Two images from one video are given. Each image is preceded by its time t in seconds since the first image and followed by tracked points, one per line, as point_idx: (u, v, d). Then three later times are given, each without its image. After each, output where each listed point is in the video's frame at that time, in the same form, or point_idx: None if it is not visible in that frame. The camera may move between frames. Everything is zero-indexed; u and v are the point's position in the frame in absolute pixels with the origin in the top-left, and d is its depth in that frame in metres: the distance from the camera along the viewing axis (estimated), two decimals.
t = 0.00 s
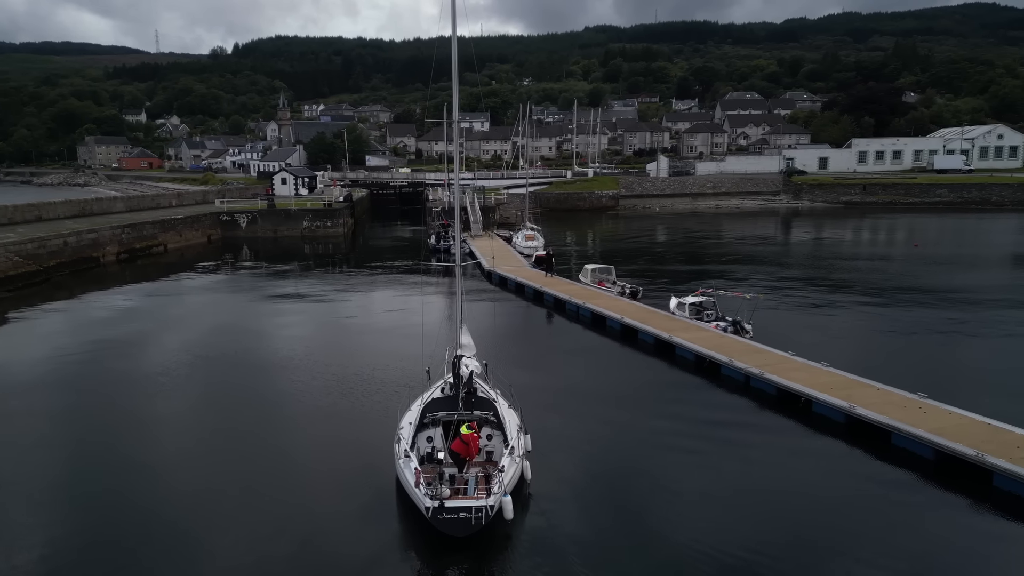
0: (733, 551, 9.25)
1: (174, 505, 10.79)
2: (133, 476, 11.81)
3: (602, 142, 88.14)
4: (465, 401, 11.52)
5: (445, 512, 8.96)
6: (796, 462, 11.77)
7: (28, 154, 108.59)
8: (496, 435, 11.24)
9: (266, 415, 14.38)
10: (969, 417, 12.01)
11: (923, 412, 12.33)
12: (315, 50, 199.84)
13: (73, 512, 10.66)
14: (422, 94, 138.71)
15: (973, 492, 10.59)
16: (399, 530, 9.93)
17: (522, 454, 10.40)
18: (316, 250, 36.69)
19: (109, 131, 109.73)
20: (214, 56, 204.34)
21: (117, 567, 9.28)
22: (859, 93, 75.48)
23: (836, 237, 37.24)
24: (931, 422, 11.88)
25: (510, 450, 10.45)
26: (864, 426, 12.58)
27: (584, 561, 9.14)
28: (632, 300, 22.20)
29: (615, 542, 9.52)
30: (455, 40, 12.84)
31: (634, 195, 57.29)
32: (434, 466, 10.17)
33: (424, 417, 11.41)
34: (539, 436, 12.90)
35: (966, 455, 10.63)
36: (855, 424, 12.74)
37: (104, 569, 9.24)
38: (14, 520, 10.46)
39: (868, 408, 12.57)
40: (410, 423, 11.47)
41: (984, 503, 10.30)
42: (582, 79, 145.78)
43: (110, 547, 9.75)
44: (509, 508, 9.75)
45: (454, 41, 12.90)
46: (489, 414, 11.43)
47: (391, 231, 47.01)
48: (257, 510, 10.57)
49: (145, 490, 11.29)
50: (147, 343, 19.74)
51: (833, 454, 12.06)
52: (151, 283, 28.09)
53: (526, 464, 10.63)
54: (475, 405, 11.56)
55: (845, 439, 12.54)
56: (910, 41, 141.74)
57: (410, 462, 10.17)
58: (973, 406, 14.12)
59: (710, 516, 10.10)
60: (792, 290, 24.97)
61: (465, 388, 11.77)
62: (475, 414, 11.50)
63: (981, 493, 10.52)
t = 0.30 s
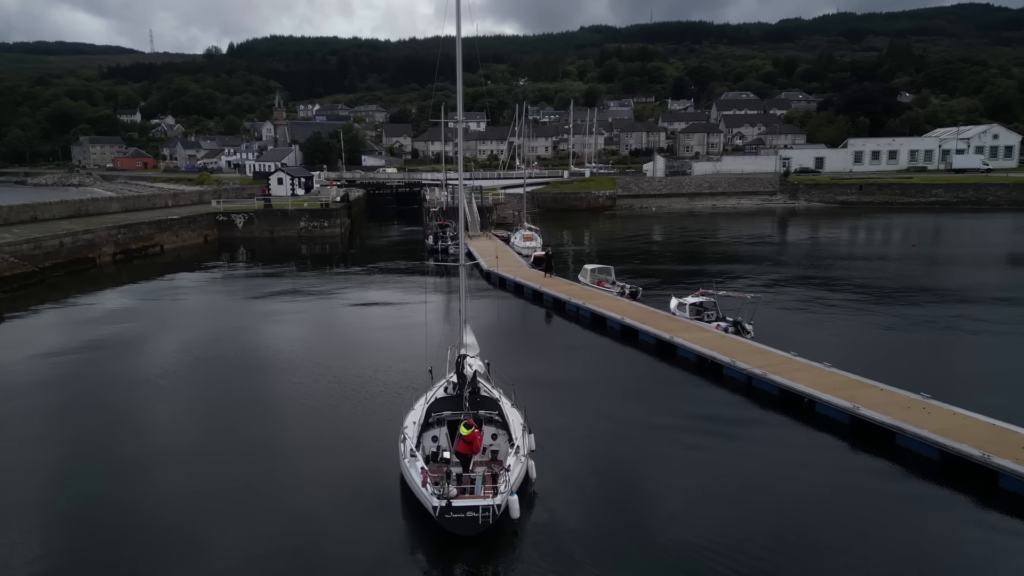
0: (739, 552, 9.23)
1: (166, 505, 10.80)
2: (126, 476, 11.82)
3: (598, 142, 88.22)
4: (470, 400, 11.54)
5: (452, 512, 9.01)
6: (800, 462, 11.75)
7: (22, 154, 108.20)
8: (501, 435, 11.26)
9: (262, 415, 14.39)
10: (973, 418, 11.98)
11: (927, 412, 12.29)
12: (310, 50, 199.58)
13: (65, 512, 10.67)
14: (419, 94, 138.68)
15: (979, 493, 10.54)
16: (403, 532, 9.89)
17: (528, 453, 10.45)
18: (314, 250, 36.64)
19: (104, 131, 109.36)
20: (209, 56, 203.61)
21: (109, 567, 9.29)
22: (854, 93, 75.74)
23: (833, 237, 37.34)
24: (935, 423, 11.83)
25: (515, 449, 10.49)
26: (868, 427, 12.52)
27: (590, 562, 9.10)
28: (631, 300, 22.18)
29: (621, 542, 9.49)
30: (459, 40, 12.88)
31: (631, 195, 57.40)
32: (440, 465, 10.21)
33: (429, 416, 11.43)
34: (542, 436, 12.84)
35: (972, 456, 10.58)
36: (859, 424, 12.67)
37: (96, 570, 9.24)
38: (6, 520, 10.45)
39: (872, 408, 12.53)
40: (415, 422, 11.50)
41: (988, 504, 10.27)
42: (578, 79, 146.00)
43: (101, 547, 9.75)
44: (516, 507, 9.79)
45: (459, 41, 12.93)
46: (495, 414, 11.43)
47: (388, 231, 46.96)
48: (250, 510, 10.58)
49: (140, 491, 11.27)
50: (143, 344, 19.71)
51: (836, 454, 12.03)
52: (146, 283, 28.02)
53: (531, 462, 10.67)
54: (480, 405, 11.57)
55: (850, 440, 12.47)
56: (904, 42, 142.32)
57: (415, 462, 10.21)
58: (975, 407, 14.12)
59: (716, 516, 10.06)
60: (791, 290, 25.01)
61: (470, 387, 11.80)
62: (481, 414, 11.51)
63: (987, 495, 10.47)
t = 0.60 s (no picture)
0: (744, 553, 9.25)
1: (163, 503, 10.81)
2: (120, 475, 11.81)
3: (594, 142, 88.30)
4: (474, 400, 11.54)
5: (459, 511, 9.08)
6: (803, 463, 11.78)
7: (16, 154, 107.74)
8: (505, 433, 11.28)
9: (258, 414, 14.40)
10: (977, 418, 12.00)
11: (931, 413, 12.30)
12: (305, 50, 199.27)
13: (59, 512, 10.64)
14: (415, 95, 138.64)
15: (985, 495, 10.54)
16: (408, 532, 9.87)
17: (532, 452, 10.50)
18: (310, 250, 36.58)
19: (98, 131, 108.95)
20: (204, 56, 203.03)
21: (103, 566, 9.27)
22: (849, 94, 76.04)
23: (830, 237, 37.47)
24: (939, 424, 11.84)
25: (520, 448, 10.53)
26: (871, 427, 12.54)
27: (599, 563, 9.07)
28: (631, 301, 22.19)
29: (628, 542, 9.51)
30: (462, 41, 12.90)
31: (628, 195, 57.51)
32: (445, 464, 10.26)
33: (433, 416, 11.44)
34: (545, 436, 12.85)
35: (978, 457, 10.58)
36: (863, 426, 12.68)
37: (91, 569, 9.21)
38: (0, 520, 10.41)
39: (876, 409, 12.55)
40: (419, 423, 11.46)
41: (994, 505, 10.27)
42: (573, 79, 146.16)
43: (94, 547, 9.72)
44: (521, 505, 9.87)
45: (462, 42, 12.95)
46: (499, 413, 11.44)
47: (384, 232, 46.91)
48: (244, 508, 10.60)
49: (137, 489, 11.28)
50: (138, 344, 19.71)
51: (840, 455, 12.05)
52: (141, 284, 27.89)
53: (536, 461, 10.71)
54: (484, 404, 11.59)
55: (853, 441, 12.47)
56: (899, 42, 142.88)
57: (421, 461, 10.26)
58: (976, 407, 14.15)
59: (722, 516, 10.09)
60: (790, 290, 25.09)
61: (474, 386, 11.71)
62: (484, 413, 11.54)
63: (993, 496, 10.48)
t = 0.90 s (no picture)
0: (746, 553, 9.26)
1: (159, 502, 10.82)
2: (116, 474, 11.82)
3: (591, 142, 88.39)
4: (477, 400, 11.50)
5: (463, 510, 9.07)
6: (805, 464, 11.78)
7: (10, 155, 107.32)
8: (507, 433, 11.25)
9: (253, 413, 14.41)
10: (980, 419, 12.00)
11: (934, 414, 12.29)
12: (301, 50, 199.00)
13: (54, 510, 10.64)
14: (411, 95, 138.50)
15: (990, 496, 10.52)
16: (411, 532, 9.86)
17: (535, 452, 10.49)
18: (307, 251, 36.50)
19: (93, 131, 108.57)
20: (199, 56, 202.45)
21: (101, 565, 9.27)
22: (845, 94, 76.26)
23: (827, 237, 37.54)
24: (943, 425, 11.83)
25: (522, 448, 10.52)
26: (873, 429, 12.53)
27: (603, 566, 9.06)
28: (630, 301, 22.19)
29: (631, 543, 9.51)
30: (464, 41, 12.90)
31: (625, 196, 57.61)
32: (448, 464, 10.24)
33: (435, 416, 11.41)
34: (546, 437, 12.82)
35: (984, 458, 10.56)
36: (865, 426, 12.67)
37: (86, 568, 9.20)
38: None
39: (879, 410, 12.55)
40: (422, 423, 11.40)
41: (999, 506, 10.28)
42: (569, 79, 146.34)
43: (90, 544, 9.74)
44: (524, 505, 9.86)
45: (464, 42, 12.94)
46: (501, 413, 11.40)
47: (381, 232, 46.83)
48: (242, 506, 10.62)
49: (132, 488, 11.28)
50: (133, 343, 19.66)
51: (841, 455, 12.05)
52: (135, 285, 27.73)
53: (538, 462, 10.70)
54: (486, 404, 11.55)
55: (856, 442, 12.45)
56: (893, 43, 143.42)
57: (424, 461, 10.24)
58: (977, 407, 14.16)
59: (725, 517, 10.10)
60: (789, 290, 25.11)
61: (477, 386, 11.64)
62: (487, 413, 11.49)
63: (999, 497, 10.45)
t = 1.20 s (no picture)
0: (748, 555, 9.25)
1: (153, 503, 10.78)
2: (112, 474, 11.79)
3: (587, 142, 88.44)
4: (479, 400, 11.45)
5: (465, 509, 9.05)
6: (806, 466, 11.76)
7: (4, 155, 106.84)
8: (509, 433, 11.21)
9: (249, 414, 14.37)
10: (984, 420, 11.98)
11: (938, 415, 12.27)
12: (296, 50, 198.75)
13: (48, 512, 10.60)
14: (406, 95, 138.33)
15: (995, 499, 10.48)
16: (412, 533, 9.83)
17: (536, 452, 10.47)
18: (302, 251, 36.37)
19: (87, 131, 108.14)
20: (193, 55, 201.98)
21: (96, 566, 9.25)
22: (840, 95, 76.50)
23: (823, 237, 37.60)
24: (948, 426, 11.79)
25: (524, 448, 10.49)
26: (877, 430, 12.50)
27: (606, 568, 9.04)
28: (629, 302, 22.20)
29: (634, 545, 9.49)
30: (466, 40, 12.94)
31: (621, 196, 57.67)
32: (450, 463, 10.21)
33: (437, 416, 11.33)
34: (548, 438, 12.77)
35: (989, 461, 10.52)
36: (868, 428, 12.64)
37: (80, 570, 9.18)
38: None
39: (882, 411, 12.52)
40: (423, 423, 11.33)
41: (1004, 510, 10.26)
42: (565, 79, 146.48)
43: (86, 545, 9.71)
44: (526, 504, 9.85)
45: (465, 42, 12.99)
46: (502, 413, 11.35)
47: (377, 232, 46.73)
48: (239, 507, 10.59)
49: (127, 489, 11.25)
50: (128, 344, 19.61)
51: (843, 457, 12.04)
52: (130, 286, 27.57)
53: (539, 461, 10.68)
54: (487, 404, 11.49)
55: (860, 444, 12.41)
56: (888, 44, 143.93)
57: (425, 462, 10.19)
58: (976, 407, 14.19)
59: (727, 520, 10.08)
60: (787, 290, 25.15)
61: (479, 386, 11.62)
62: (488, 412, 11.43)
63: (1005, 501, 10.41)
